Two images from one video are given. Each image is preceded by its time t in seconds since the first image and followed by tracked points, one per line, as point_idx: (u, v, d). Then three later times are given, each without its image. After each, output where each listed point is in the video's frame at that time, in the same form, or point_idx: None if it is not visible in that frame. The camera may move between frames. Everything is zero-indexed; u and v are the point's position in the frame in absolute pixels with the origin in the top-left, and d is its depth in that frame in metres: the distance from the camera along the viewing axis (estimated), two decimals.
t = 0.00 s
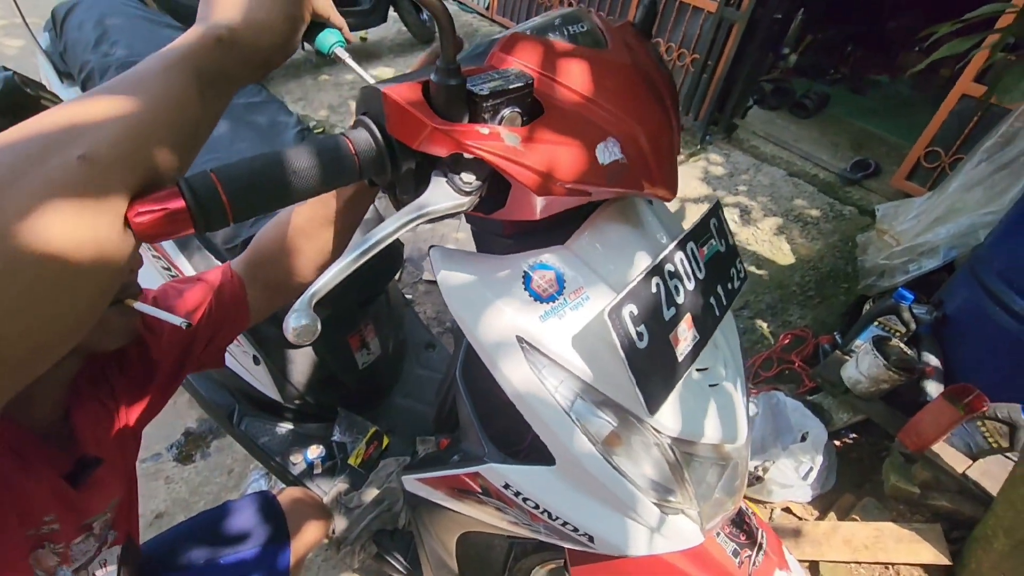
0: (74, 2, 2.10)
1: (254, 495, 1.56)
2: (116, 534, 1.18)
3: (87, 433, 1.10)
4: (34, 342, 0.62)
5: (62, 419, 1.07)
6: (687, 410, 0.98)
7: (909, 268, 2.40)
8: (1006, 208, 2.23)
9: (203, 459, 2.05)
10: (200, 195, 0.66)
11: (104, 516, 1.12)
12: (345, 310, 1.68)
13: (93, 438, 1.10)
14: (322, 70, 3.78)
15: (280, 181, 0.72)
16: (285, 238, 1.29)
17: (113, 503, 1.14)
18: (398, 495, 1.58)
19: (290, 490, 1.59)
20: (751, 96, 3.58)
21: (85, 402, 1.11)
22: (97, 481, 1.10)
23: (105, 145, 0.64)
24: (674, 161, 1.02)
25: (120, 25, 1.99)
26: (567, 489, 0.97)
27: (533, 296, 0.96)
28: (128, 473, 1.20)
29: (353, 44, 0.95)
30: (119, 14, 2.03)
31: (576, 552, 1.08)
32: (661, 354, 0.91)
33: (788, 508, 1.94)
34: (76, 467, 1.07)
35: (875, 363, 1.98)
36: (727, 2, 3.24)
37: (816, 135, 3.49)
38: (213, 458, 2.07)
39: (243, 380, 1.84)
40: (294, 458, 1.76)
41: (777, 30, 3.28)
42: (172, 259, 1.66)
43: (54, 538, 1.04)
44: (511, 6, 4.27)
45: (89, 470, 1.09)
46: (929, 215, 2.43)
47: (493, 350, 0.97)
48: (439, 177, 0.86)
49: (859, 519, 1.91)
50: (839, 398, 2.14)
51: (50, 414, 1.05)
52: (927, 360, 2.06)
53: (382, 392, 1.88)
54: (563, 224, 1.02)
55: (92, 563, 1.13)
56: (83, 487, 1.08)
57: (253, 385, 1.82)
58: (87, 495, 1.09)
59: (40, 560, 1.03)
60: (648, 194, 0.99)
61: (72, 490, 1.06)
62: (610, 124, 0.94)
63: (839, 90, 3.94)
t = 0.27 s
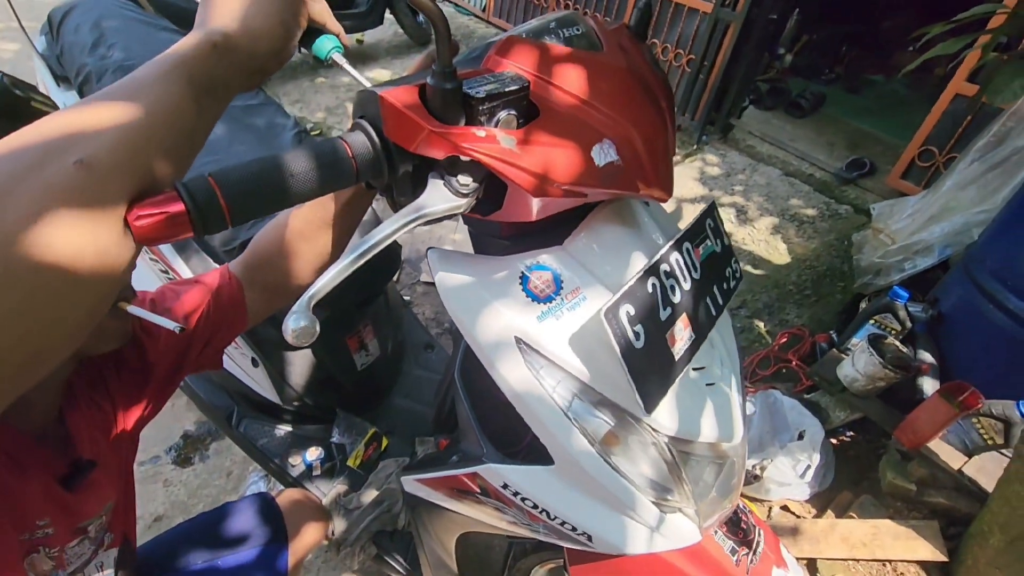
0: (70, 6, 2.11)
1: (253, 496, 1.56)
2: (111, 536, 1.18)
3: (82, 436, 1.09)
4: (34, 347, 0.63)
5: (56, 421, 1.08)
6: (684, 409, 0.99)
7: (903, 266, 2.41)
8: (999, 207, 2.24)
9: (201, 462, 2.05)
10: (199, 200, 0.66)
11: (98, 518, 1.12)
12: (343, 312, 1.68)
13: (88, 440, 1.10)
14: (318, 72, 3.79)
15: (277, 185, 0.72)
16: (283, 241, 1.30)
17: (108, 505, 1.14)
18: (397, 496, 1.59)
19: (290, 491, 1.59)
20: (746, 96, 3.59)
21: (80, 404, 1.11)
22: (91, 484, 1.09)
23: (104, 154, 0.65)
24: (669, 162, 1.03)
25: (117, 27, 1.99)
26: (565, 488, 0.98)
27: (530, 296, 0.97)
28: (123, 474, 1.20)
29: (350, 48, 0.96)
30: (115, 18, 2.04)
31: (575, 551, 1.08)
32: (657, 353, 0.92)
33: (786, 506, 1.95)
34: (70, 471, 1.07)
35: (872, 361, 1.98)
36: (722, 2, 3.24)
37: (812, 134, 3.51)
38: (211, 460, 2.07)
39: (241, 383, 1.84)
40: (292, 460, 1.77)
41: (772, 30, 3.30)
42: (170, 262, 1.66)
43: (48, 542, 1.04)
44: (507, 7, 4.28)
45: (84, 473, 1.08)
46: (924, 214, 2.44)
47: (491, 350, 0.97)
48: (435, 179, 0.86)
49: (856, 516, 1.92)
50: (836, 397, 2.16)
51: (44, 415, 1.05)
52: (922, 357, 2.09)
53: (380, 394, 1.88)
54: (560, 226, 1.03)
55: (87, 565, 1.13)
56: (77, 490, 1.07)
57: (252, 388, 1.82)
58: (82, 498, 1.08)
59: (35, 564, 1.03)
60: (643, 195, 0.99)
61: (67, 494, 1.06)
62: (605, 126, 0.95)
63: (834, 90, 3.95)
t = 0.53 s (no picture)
0: (67, 9, 2.11)
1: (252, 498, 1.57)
2: (110, 538, 1.18)
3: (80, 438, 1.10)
4: (36, 346, 0.64)
5: (55, 423, 1.08)
6: (680, 406, 1.00)
7: (898, 265, 2.43)
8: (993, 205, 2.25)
9: (200, 464, 2.06)
10: (198, 200, 0.67)
11: (98, 520, 1.12)
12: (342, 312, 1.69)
13: (87, 441, 1.10)
14: (315, 75, 3.79)
15: (275, 185, 0.73)
16: (281, 242, 1.30)
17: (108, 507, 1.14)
18: (396, 496, 1.60)
19: (290, 493, 1.60)
20: (742, 97, 3.61)
21: (79, 406, 1.11)
22: (92, 486, 1.09)
23: (105, 154, 0.65)
24: (663, 161, 1.04)
25: (115, 30, 2.00)
26: (563, 486, 0.99)
27: (527, 295, 0.98)
28: (122, 477, 1.20)
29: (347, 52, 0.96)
30: (112, 21, 2.04)
31: (574, 549, 1.09)
32: (653, 350, 0.93)
33: (783, 504, 1.96)
34: (70, 473, 1.07)
35: (868, 359, 2.00)
36: (717, 3, 3.26)
37: (807, 134, 3.52)
38: (210, 462, 2.07)
39: (240, 385, 1.86)
40: (290, 462, 1.77)
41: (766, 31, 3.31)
42: (167, 264, 1.66)
43: (49, 544, 1.04)
44: (503, 9, 4.30)
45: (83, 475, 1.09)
46: (918, 213, 2.46)
47: (488, 349, 0.98)
48: (432, 179, 0.86)
49: (853, 514, 1.93)
50: (833, 395, 2.15)
51: (43, 418, 1.05)
52: (917, 355, 2.11)
53: (378, 394, 1.89)
54: (556, 225, 1.04)
55: (86, 568, 1.14)
56: (77, 492, 1.07)
57: (252, 389, 1.83)
58: (82, 501, 1.08)
59: (35, 567, 1.03)
60: (638, 194, 1.00)
61: (68, 496, 1.06)
62: (600, 125, 0.96)
63: (828, 90, 3.97)
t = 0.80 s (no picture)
0: (65, 14, 2.12)
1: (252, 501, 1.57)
2: (112, 542, 1.18)
3: (81, 441, 1.11)
4: (40, 344, 0.65)
5: (57, 429, 1.09)
6: (678, 404, 1.01)
7: (894, 265, 2.45)
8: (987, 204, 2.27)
9: (199, 467, 2.06)
10: (202, 201, 0.67)
11: (101, 524, 1.12)
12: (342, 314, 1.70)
13: (86, 445, 1.11)
14: (312, 79, 3.80)
15: (277, 186, 0.73)
16: (281, 244, 1.30)
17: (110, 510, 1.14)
18: (396, 497, 1.56)
19: (289, 495, 1.60)
20: (737, 99, 3.63)
21: (79, 410, 1.12)
22: (93, 489, 1.10)
23: (109, 158, 0.66)
24: (660, 162, 1.05)
25: (113, 35, 2.01)
26: (562, 484, 0.99)
27: (525, 294, 0.99)
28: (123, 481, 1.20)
29: (344, 58, 0.98)
30: (111, 25, 2.05)
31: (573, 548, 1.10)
32: (650, 349, 0.94)
33: (781, 504, 1.97)
34: (71, 475, 1.08)
35: (863, 358, 2.00)
36: (712, 6, 3.28)
37: (802, 136, 3.54)
38: (209, 466, 2.08)
39: (240, 388, 1.86)
40: (290, 464, 1.78)
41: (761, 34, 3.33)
42: (167, 267, 1.67)
43: (53, 548, 1.04)
44: (499, 13, 4.31)
45: (85, 477, 1.09)
46: (912, 213, 2.48)
47: (487, 348, 0.99)
48: (432, 180, 0.87)
49: (851, 513, 1.93)
50: (830, 394, 2.15)
51: (46, 423, 1.05)
52: (914, 353, 2.11)
53: (378, 397, 1.90)
54: (555, 226, 1.05)
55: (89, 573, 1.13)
56: (79, 495, 1.08)
57: (252, 392, 1.83)
58: (84, 504, 1.08)
59: (38, 570, 1.03)
60: (635, 194, 1.01)
61: (71, 500, 1.06)
62: (597, 126, 0.97)
63: (823, 92, 4.00)
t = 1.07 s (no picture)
0: (63, 19, 2.12)
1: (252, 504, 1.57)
2: (108, 547, 1.17)
3: (77, 445, 1.10)
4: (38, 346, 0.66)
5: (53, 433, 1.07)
6: (678, 402, 1.01)
7: (891, 265, 2.46)
8: (982, 204, 2.28)
9: (198, 472, 2.06)
10: (203, 201, 0.67)
11: (98, 528, 1.11)
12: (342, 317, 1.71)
13: (83, 448, 1.10)
14: (309, 83, 3.81)
15: (279, 186, 0.73)
16: (282, 248, 1.30)
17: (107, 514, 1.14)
18: (395, 500, 1.60)
19: (288, 498, 1.59)
20: (734, 101, 3.64)
21: (76, 414, 1.12)
22: (90, 494, 1.09)
23: (109, 174, 0.67)
24: (657, 162, 1.05)
25: (111, 40, 2.01)
26: (562, 483, 1.00)
27: (525, 294, 0.99)
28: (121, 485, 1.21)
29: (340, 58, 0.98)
30: (109, 30, 2.05)
31: (573, 548, 1.10)
32: (649, 348, 0.94)
33: (781, 504, 1.97)
34: (70, 480, 1.07)
35: (861, 358, 2.01)
36: (708, 9, 3.29)
37: (798, 138, 3.56)
38: (207, 470, 2.07)
39: (238, 391, 1.86)
40: (289, 467, 1.77)
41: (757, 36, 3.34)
42: (165, 271, 1.67)
43: (50, 553, 1.03)
44: (496, 17, 4.33)
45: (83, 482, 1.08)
46: (908, 214, 2.49)
47: (487, 348, 0.99)
48: (432, 181, 0.88)
49: (850, 513, 1.94)
50: (828, 394, 2.16)
51: (42, 427, 1.03)
52: (911, 353, 2.13)
53: (377, 399, 1.90)
54: (554, 226, 1.06)
55: None
56: (77, 500, 1.07)
57: (250, 395, 1.83)
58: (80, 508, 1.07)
59: None
60: (634, 195, 1.02)
61: (67, 505, 1.05)
62: (595, 127, 0.97)
63: (819, 94, 4.01)
